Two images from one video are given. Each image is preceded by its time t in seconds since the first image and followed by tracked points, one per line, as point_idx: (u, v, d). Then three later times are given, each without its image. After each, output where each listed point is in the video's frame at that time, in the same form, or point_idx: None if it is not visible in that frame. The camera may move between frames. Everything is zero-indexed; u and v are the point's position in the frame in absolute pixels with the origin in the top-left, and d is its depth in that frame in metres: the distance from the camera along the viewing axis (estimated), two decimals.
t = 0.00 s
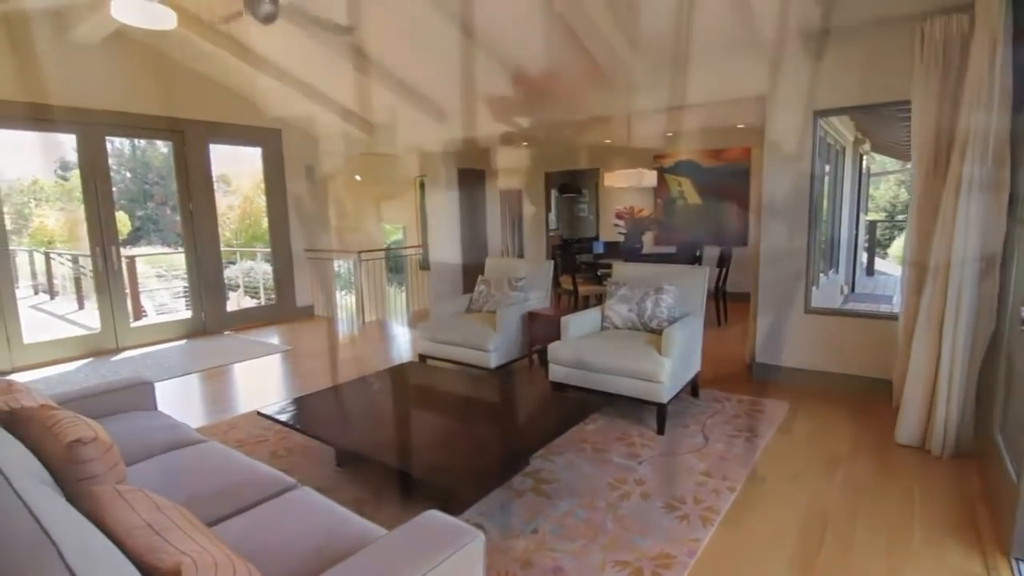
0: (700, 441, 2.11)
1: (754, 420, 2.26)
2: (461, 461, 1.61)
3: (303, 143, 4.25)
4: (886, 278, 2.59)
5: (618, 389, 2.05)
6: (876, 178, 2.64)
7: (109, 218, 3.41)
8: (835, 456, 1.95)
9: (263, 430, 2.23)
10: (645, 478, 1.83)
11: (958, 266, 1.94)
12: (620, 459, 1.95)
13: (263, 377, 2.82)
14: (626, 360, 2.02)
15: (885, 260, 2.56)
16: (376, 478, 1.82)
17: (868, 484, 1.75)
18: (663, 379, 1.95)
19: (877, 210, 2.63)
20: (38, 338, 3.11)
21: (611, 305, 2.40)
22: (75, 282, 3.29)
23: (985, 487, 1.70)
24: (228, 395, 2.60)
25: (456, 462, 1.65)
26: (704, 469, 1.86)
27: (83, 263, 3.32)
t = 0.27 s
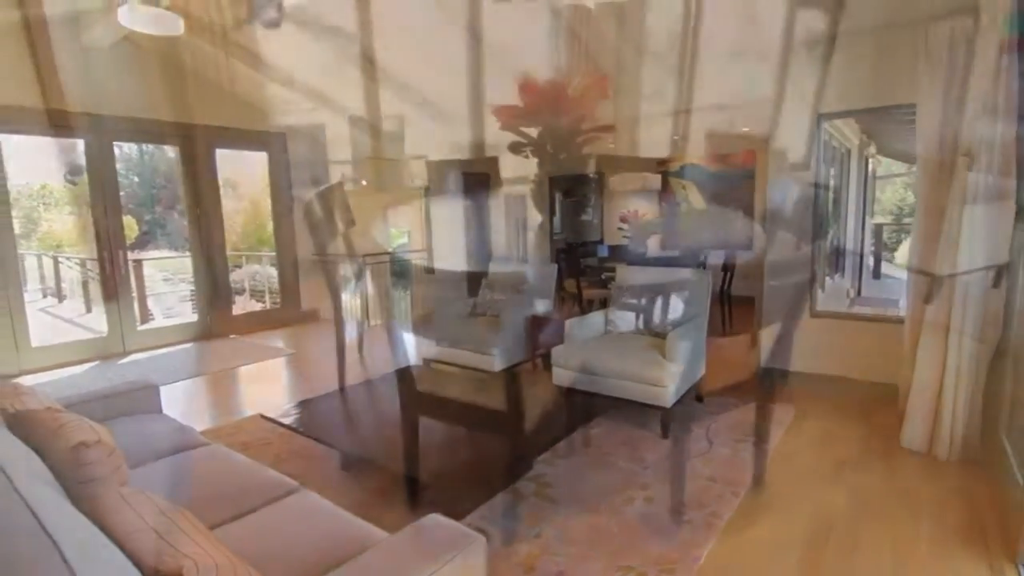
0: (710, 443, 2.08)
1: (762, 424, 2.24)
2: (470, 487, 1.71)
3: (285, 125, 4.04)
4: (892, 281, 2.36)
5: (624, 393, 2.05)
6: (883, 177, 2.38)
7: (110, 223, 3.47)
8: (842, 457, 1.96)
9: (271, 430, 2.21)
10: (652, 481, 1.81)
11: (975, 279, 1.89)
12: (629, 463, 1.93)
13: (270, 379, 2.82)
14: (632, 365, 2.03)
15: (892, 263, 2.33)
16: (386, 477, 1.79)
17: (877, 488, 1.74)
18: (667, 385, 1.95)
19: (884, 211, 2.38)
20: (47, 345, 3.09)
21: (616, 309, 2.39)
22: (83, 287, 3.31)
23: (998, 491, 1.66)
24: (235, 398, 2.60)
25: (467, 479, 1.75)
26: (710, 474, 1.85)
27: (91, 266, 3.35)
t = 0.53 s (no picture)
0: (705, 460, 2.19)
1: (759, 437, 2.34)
2: (474, 492, 2.03)
3: (302, 131, 3.71)
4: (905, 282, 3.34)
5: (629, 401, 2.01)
6: (891, 184, 3.73)
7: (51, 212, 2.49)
8: (858, 479, 2.12)
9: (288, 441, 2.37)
10: (645, 503, 1.98)
11: (970, 278, 2.44)
12: (624, 481, 2.07)
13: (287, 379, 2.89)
14: (641, 369, 1.97)
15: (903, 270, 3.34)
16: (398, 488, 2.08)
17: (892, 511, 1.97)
18: (679, 395, 1.87)
19: (893, 215, 3.62)
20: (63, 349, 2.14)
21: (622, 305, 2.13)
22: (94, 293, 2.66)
23: (1002, 505, 2.00)
24: (253, 400, 2.69)
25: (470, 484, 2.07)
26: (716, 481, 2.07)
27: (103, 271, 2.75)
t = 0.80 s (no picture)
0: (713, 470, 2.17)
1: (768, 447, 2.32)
2: (480, 503, 2.02)
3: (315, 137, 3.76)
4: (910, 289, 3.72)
5: (641, 408, 1.97)
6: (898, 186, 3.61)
7: (64, 174, 1.16)
8: (868, 485, 2.10)
9: (294, 446, 2.38)
10: (652, 513, 1.95)
11: (980, 288, 3.44)
12: (631, 491, 2.04)
13: (295, 384, 2.90)
14: (651, 377, 1.94)
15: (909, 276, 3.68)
16: (402, 496, 2.08)
17: (901, 518, 1.94)
18: (690, 409, 1.80)
19: (901, 226, 3.66)
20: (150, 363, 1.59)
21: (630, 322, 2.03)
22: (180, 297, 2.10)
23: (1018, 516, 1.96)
24: (261, 405, 2.70)
25: (477, 491, 2.08)
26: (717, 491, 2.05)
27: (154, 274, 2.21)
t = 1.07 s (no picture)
0: (724, 479, 2.15)
1: (779, 456, 2.30)
2: (488, 512, 2.01)
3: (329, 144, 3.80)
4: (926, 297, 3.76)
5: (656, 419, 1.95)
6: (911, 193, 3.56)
7: (78, 168, 1.16)
8: (881, 496, 2.07)
9: (305, 452, 2.39)
10: (661, 523, 1.93)
11: (996, 298, 3.41)
12: (642, 500, 2.03)
13: (306, 389, 2.91)
14: (663, 385, 1.92)
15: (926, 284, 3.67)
16: (412, 502, 2.08)
17: (915, 531, 1.91)
18: (702, 417, 1.77)
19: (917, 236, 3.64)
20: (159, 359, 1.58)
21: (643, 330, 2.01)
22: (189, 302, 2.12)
23: None
24: (272, 409, 2.72)
25: (486, 498, 2.08)
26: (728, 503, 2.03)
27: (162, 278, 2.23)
